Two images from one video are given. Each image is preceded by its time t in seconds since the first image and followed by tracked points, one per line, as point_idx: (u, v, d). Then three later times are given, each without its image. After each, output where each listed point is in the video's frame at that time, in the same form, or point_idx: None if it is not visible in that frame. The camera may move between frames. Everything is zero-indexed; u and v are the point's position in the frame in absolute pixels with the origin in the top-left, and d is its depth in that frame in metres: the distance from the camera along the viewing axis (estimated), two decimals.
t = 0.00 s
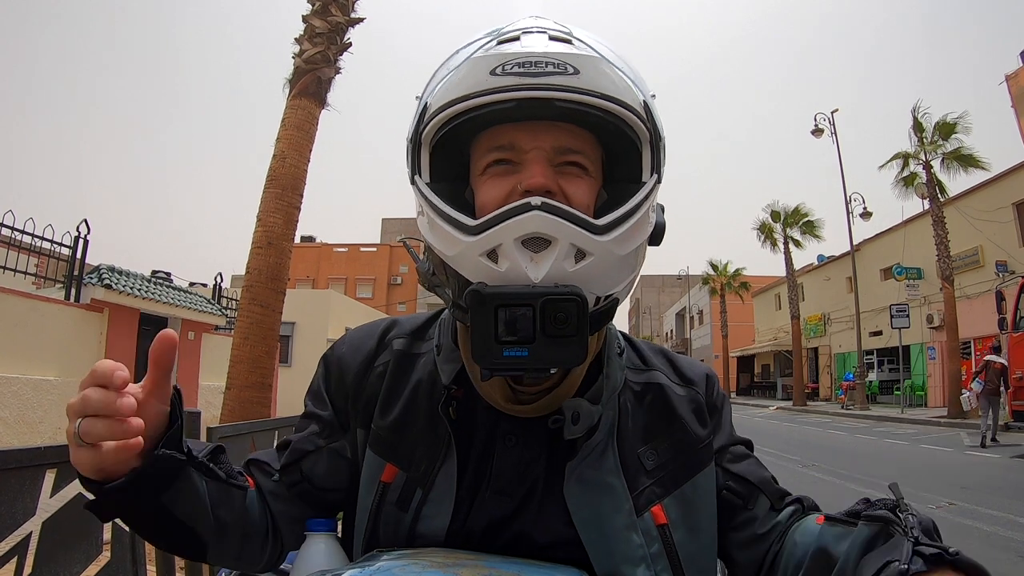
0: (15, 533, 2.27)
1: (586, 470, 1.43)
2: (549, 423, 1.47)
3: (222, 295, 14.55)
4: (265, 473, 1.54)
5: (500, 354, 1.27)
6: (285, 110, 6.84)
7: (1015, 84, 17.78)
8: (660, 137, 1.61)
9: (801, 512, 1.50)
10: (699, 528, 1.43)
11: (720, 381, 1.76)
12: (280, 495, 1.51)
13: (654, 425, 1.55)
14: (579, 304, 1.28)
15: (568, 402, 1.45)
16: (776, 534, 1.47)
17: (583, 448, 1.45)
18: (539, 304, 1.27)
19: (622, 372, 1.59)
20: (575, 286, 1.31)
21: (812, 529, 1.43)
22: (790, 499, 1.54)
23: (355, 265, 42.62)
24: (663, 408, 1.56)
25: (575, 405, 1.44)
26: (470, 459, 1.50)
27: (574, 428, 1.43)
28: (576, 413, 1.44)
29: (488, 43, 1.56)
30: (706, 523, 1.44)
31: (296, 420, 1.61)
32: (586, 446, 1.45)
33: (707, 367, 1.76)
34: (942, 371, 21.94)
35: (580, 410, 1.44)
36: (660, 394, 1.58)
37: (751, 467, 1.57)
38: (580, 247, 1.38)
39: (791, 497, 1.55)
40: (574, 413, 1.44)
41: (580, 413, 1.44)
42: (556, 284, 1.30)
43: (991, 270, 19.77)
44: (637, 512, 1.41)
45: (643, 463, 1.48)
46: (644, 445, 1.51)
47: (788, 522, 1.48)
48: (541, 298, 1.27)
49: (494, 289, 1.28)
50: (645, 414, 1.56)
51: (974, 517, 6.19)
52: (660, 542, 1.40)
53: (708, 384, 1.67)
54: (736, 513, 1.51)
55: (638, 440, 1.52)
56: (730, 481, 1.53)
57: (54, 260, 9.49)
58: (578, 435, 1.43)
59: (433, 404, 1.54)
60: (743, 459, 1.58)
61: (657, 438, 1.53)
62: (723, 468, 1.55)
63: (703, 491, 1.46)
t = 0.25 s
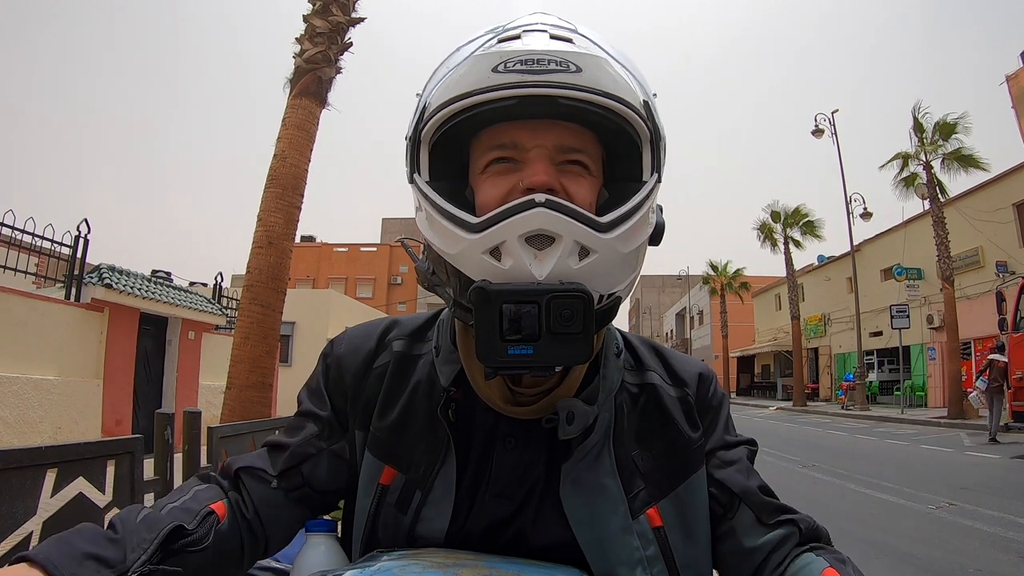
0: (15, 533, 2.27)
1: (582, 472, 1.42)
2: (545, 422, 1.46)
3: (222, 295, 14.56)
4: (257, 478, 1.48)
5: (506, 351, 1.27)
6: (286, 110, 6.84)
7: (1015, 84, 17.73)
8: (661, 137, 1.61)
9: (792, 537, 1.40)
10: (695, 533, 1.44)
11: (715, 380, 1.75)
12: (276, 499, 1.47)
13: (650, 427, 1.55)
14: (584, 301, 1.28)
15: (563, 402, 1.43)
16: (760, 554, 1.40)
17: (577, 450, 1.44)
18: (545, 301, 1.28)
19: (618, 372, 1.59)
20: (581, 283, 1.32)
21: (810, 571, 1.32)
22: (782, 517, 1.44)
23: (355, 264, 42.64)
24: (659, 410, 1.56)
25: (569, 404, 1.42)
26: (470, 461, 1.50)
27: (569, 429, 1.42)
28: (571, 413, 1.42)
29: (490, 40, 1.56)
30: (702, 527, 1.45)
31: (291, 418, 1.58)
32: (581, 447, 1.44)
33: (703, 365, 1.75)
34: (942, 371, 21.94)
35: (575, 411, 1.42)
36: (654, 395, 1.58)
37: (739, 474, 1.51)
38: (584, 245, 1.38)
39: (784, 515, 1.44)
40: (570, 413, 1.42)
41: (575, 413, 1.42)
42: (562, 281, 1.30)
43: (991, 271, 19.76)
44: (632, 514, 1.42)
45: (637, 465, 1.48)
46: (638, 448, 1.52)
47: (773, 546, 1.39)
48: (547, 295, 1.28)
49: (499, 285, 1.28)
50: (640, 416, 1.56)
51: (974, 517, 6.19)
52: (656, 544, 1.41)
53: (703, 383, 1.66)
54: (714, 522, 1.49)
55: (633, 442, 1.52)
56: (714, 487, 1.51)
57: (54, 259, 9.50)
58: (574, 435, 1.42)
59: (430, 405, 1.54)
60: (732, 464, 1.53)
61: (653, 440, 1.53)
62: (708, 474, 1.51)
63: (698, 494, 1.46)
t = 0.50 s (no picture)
0: (17, 533, 2.27)
1: (578, 472, 1.42)
2: (541, 423, 1.46)
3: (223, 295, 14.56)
4: (253, 488, 1.43)
5: (506, 363, 1.26)
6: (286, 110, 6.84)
7: (1016, 84, 17.72)
8: (659, 141, 1.62)
9: (775, 549, 1.41)
10: (690, 533, 1.44)
11: (710, 380, 1.75)
12: (277, 507, 1.45)
13: (644, 428, 1.55)
14: (587, 315, 1.28)
15: (559, 402, 1.41)
16: (744, 562, 1.41)
17: (573, 450, 1.43)
18: (546, 315, 1.27)
19: (614, 371, 1.58)
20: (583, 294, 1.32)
21: None
22: (766, 528, 1.45)
23: (355, 264, 42.64)
24: (653, 412, 1.55)
25: (566, 404, 1.40)
26: (467, 463, 1.50)
27: (566, 429, 1.41)
28: (568, 414, 1.41)
29: (491, 38, 1.55)
30: (696, 529, 1.45)
31: (287, 422, 1.56)
32: (577, 446, 1.43)
33: (698, 366, 1.75)
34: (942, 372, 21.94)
35: (572, 411, 1.41)
36: (648, 395, 1.58)
37: (730, 479, 1.51)
38: (585, 254, 1.38)
39: (769, 526, 1.46)
40: (566, 413, 1.41)
41: (572, 414, 1.41)
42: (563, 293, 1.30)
43: (991, 271, 19.77)
44: (628, 514, 1.42)
45: (632, 465, 1.49)
46: (633, 448, 1.52)
47: (757, 556, 1.41)
48: (549, 307, 1.27)
49: (501, 297, 1.28)
50: (635, 416, 1.56)
51: (974, 518, 6.19)
52: (652, 543, 1.41)
53: (696, 383, 1.66)
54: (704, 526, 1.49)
55: (628, 443, 1.52)
56: (703, 491, 1.51)
57: (54, 259, 9.50)
58: (570, 436, 1.41)
59: (428, 407, 1.53)
60: (723, 469, 1.53)
61: (648, 442, 1.53)
62: (698, 477, 1.51)
63: (691, 495, 1.46)
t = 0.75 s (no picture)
0: (17, 532, 2.27)
1: (577, 468, 1.43)
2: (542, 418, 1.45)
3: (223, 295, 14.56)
4: (263, 502, 1.45)
5: (561, 357, 1.24)
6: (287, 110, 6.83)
7: (1016, 85, 17.70)
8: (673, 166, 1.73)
9: (772, 551, 1.41)
10: (687, 531, 1.44)
11: (707, 376, 1.76)
12: (288, 519, 1.46)
13: (645, 423, 1.54)
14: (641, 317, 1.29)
15: (559, 394, 1.41)
16: (739, 562, 1.42)
17: (573, 445, 1.43)
18: (605, 313, 1.26)
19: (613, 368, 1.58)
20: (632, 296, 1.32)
21: None
22: (764, 527, 1.46)
23: (355, 264, 42.65)
24: (653, 407, 1.55)
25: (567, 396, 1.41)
26: (466, 462, 1.49)
27: (567, 421, 1.42)
28: (571, 406, 1.42)
29: (541, 41, 1.59)
30: (693, 526, 1.45)
31: (291, 429, 1.56)
32: (578, 441, 1.43)
33: (694, 362, 1.75)
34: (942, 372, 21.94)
35: (574, 402, 1.41)
36: (647, 391, 1.57)
37: (726, 477, 1.51)
38: (627, 259, 1.41)
39: (767, 526, 1.46)
40: (569, 404, 1.42)
41: (573, 406, 1.42)
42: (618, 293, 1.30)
43: (991, 271, 19.76)
44: (627, 510, 1.42)
45: (632, 462, 1.48)
46: (632, 443, 1.51)
47: (755, 556, 1.41)
48: (609, 305, 1.26)
49: (566, 292, 1.27)
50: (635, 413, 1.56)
51: (974, 518, 6.19)
52: (651, 539, 1.41)
53: (693, 379, 1.67)
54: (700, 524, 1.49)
55: (626, 439, 1.51)
56: (702, 489, 1.51)
57: (55, 259, 9.50)
58: (572, 428, 1.42)
59: (426, 406, 1.53)
60: (720, 467, 1.54)
61: (647, 436, 1.52)
62: (696, 475, 1.51)
63: (689, 491, 1.47)
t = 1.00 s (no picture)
0: (17, 532, 2.27)
1: (580, 468, 1.43)
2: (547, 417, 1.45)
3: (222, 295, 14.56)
4: (267, 500, 1.45)
5: (541, 351, 1.25)
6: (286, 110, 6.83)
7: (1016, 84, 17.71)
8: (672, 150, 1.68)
9: (774, 552, 1.41)
10: (689, 533, 1.44)
11: (711, 377, 1.75)
12: (291, 517, 1.46)
13: (648, 424, 1.55)
14: (621, 305, 1.28)
15: (566, 394, 1.42)
16: (741, 564, 1.41)
17: (576, 446, 1.43)
18: (582, 304, 1.26)
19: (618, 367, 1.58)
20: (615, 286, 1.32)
21: None
22: (765, 531, 1.45)
23: (355, 264, 42.67)
24: (657, 409, 1.55)
25: (572, 396, 1.41)
26: (467, 463, 1.49)
27: (572, 421, 1.41)
28: (575, 404, 1.42)
29: (520, 34, 1.56)
30: (695, 529, 1.45)
31: (295, 426, 1.57)
32: (580, 442, 1.43)
33: (698, 363, 1.75)
34: (942, 372, 21.94)
35: (578, 402, 1.41)
36: (651, 391, 1.57)
37: (730, 480, 1.51)
38: (611, 249, 1.39)
39: (769, 529, 1.46)
40: (573, 404, 1.41)
41: (578, 405, 1.41)
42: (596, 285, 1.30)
43: (991, 271, 19.76)
44: (629, 510, 1.42)
45: (634, 462, 1.48)
46: (635, 445, 1.51)
47: (756, 558, 1.41)
48: (585, 297, 1.26)
49: (540, 285, 1.28)
50: (638, 413, 1.56)
51: (974, 518, 6.19)
52: (652, 541, 1.42)
53: (698, 380, 1.66)
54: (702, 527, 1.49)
55: (630, 440, 1.52)
56: (704, 491, 1.50)
57: (54, 259, 9.51)
58: (576, 428, 1.41)
59: (428, 405, 1.53)
60: (724, 470, 1.53)
61: (650, 438, 1.53)
62: (699, 477, 1.51)
63: (692, 493, 1.47)
